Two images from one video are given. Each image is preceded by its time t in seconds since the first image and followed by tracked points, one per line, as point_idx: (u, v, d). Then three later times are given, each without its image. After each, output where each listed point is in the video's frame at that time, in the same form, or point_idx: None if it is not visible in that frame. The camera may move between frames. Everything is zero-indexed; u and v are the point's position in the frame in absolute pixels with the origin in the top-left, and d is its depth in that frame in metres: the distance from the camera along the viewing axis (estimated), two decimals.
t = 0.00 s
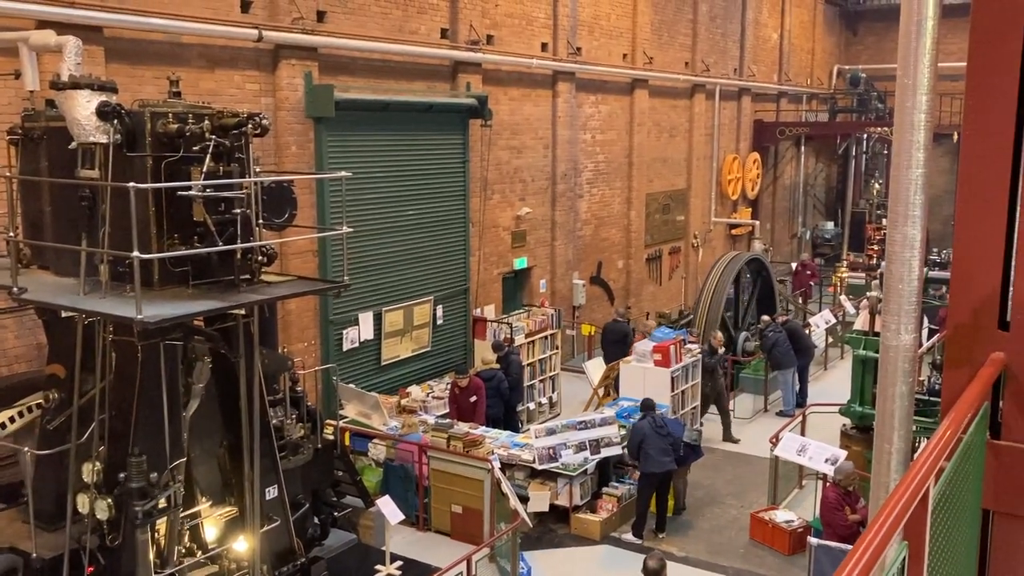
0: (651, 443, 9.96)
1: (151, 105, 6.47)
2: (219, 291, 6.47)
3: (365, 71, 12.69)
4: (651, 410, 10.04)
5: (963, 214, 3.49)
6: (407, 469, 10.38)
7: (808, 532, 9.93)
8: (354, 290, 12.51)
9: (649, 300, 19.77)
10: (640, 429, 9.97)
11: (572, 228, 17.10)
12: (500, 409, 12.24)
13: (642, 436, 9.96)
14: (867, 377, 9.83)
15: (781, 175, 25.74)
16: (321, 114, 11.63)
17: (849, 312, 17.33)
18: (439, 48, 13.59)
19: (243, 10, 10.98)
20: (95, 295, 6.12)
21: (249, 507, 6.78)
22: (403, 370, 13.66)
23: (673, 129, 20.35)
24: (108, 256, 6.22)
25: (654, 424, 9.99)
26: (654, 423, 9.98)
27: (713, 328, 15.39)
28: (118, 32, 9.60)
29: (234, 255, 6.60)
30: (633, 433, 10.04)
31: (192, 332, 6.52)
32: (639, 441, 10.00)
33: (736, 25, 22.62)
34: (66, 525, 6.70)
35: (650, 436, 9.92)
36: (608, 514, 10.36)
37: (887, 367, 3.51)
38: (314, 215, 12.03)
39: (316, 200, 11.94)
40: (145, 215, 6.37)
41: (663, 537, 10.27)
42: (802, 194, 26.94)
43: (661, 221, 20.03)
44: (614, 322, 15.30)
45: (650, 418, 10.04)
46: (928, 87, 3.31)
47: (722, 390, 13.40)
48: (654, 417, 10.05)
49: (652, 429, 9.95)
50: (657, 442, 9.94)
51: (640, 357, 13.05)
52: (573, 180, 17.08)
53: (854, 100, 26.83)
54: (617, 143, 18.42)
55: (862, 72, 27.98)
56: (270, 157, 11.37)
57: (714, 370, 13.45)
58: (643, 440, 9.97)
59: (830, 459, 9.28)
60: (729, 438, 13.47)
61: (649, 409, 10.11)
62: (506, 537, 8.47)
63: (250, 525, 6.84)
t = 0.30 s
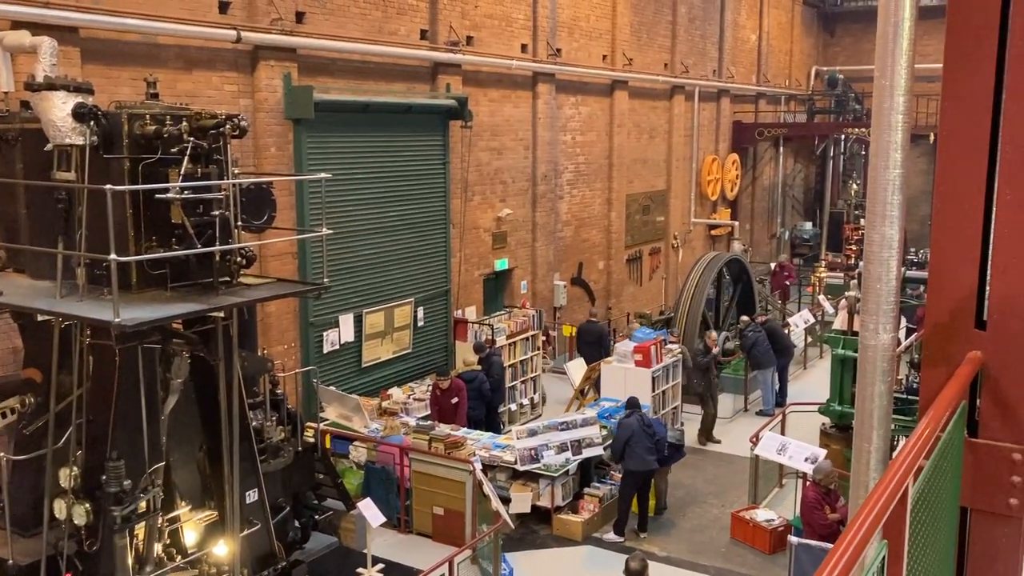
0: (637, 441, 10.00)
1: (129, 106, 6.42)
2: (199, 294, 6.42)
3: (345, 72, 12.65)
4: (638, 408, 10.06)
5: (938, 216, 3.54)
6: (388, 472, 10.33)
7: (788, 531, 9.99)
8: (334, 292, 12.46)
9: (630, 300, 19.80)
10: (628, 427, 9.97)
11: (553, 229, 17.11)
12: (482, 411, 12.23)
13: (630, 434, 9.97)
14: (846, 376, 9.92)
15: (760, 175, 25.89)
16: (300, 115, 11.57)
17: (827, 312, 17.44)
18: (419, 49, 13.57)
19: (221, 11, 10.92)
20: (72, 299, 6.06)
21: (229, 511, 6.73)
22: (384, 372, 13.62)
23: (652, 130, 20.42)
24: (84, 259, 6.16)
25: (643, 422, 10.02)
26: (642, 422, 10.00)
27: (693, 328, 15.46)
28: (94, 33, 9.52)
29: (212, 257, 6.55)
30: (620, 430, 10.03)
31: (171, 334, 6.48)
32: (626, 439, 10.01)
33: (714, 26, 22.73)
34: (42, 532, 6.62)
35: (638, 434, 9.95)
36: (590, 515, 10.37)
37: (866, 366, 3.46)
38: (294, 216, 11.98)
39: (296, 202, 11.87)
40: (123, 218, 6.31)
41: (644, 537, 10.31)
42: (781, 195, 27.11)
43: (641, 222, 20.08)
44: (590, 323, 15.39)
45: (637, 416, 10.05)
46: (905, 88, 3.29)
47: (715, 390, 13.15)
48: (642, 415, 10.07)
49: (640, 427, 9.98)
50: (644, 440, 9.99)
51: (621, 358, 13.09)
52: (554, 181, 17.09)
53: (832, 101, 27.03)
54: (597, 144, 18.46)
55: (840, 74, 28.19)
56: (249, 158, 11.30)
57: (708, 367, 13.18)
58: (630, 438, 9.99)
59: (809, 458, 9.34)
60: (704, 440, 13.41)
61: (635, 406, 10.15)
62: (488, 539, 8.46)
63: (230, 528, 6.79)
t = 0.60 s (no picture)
0: (622, 440, 10.05)
1: (104, 107, 6.36)
2: (175, 295, 6.34)
3: (323, 72, 12.59)
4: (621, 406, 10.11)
5: (914, 216, 3.57)
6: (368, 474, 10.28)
7: (767, 530, 10.04)
8: (313, 293, 12.40)
9: (609, 301, 19.83)
10: (613, 425, 10.03)
11: (532, 230, 17.11)
12: (462, 412, 12.20)
13: (615, 432, 10.02)
14: (823, 375, 10.00)
15: (738, 176, 26.03)
16: (278, 116, 11.50)
17: (805, 312, 17.55)
18: (398, 50, 13.53)
19: (198, 11, 10.84)
20: (46, 302, 6.00)
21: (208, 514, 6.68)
22: (363, 374, 13.57)
23: (631, 131, 20.48)
24: (59, 261, 6.10)
25: (627, 420, 10.10)
26: (626, 420, 10.06)
27: (673, 328, 15.51)
28: (68, 33, 9.43)
29: (190, 259, 6.49)
30: (605, 429, 10.06)
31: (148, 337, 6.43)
32: (610, 439, 10.05)
33: (692, 28, 22.83)
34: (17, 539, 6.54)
35: (623, 432, 10.00)
36: (571, 515, 10.39)
37: (843, 366, 3.48)
38: (272, 218, 11.91)
39: (274, 203, 11.80)
40: (99, 220, 6.26)
41: (624, 537, 10.33)
42: (759, 195, 27.26)
43: (620, 222, 20.12)
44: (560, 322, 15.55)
45: (621, 414, 10.11)
46: (880, 89, 3.31)
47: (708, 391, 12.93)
48: (625, 414, 10.12)
49: (625, 426, 10.05)
50: (628, 439, 10.05)
51: (601, 358, 13.12)
52: (534, 181, 17.10)
53: (809, 102, 27.21)
54: (576, 145, 18.49)
55: (817, 75, 28.39)
56: (227, 159, 11.22)
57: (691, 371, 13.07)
58: (614, 437, 10.03)
59: (788, 456, 9.40)
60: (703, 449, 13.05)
61: (617, 405, 10.20)
62: (468, 540, 8.46)
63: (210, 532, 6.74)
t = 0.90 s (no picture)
0: (602, 440, 10.07)
1: (78, 106, 6.29)
2: (151, 298, 6.25)
3: (301, 72, 12.53)
4: (601, 405, 10.13)
5: (889, 215, 3.59)
6: (347, 476, 10.23)
7: (746, 528, 10.08)
8: (291, 294, 12.33)
9: (589, 301, 19.85)
10: (594, 425, 10.05)
11: (511, 230, 17.10)
12: (442, 413, 12.17)
13: (595, 432, 10.05)
14: (800, 374, 10.07)
15: (716, 177, 26.15)
16: (256, 116, 11.43)
17: (783, 311, 17.66)
18: (376, 50, 13.48)
19: (174, 10, 10.75)
20: (19, 304, 5.93)
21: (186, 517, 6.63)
22: (342, 375, 13.51)
23: (610, 131, 20.53)
24: (33, 263, 6.03)
25: (607, 419, 10.12)
26: (607, 419, 10.08)
27: (652, 327, 15.54)
28: (42, 32, 9.32)
29: (166, 260, 6.42)
30: (585, 429, 10.08)
31: (124, 340, 6.38)
32: (591, 438, 10.08)
33: (670, 28, 22.91)
34: None
35: (604, 432, 10.03)
36: (550, 515, 10.40)
37: (820, 364, 3.49)
38: (250, 218, 11.84)
39: (251, 204, 11.73)
40: (73, 222, 6.19)
41: (604, 536, 10.35)
42: (737, 195, 27.40)
43: (599, 223, 20.16)
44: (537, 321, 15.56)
45: (601, 413, 10.13)
46: (855, 90, 3.33)
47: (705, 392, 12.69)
48: (605, 413, 10.14)
49: (606, 425, 10.07)
50: (609, 439, 10.07)
51: (581, 358, 13.14)
52: (513, 182, 17.09)
53: (786, 103, 27.38)
54: (555, 145, 18.51)
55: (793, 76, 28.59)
56: (204, 160, 11.14)
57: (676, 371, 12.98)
58: (595, 437, 10.05)
59: (766, 455, 9.45)
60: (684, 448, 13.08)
61: (597, 405, 10.21)
62: (448, 541, 8.44)
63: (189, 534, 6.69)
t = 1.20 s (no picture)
0: (581, 440, 10.09)
1: (50, 106, 6.23)
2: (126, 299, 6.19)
3: (276, 72, 12.46)
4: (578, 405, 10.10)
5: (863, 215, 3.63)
6: (324, 477, 10.19)
7: (723, 526, 10.13)
8: (267, 295, 12.25)
9: (567, 301, 19.88)
10: (572, 425, 10.05)
11: (489, 230, 17.09)
12: (420, 413, 12.12)
13: (574, 432, 10.06)
14: (776, 372, 10.13)
15: (693, 176, 26.28)
16: (231, 115, 11.35)
17: (759, 310, 17.78)
18: (353, 50, 13.43)
19: (147, 9, 10.65)
20: None
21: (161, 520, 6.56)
22: (319, 376, 13.43)
23: (587, 131, 20.58)
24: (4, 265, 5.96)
25: (586, 419, 10.14)
26: (586, 419, 10.07)
27: (630, 326, 15.59)
28: (13, 30, 9.21)
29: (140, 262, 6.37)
30: (564, 429, 10.10)
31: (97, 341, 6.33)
32: (570, 438, 10.09)
33: (647, 29, 23.00)
34: None
35: (583, 432, 10.05)
36: (529, 515, 10.41)
37: (794, 363, 3.51)
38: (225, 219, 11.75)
39: (227, 204, 11.65)
40: (46, 223, 6.12)
41: (582, 536, 10.37)
42: (713, 195, 27.56)
43: (577, 223, 20.20)
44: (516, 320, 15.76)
45: (579, 413, 10.12)
46: (828, 90, 3.35)
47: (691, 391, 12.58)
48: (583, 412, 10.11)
49: (585, 425, 10.09)
50: (587, 438, 10.10)
51: (559, 358, 13.16)
52: (490, 182, 17.08)
53: (761, 103, 27.56)
54: (533, 145, 18.53)
55: (769, 77, 28.80)
56: (179, 160, 11.05)
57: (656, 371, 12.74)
58: (574, 437, 10.07)
59: (743, 453, 9.49)
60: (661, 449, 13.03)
61: (576, 405, 10.23)
62: (426, 542, 8.43)
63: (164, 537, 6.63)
